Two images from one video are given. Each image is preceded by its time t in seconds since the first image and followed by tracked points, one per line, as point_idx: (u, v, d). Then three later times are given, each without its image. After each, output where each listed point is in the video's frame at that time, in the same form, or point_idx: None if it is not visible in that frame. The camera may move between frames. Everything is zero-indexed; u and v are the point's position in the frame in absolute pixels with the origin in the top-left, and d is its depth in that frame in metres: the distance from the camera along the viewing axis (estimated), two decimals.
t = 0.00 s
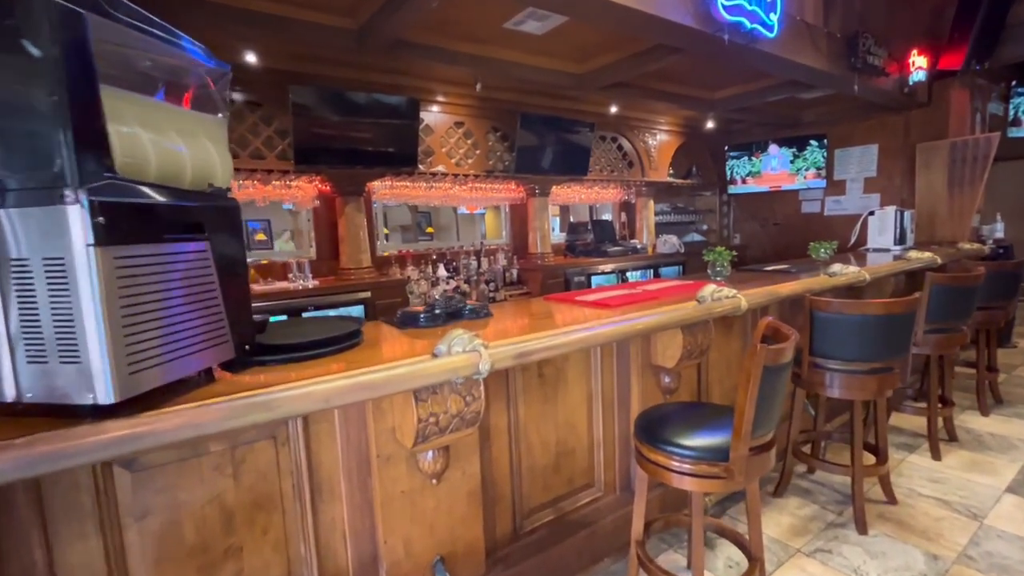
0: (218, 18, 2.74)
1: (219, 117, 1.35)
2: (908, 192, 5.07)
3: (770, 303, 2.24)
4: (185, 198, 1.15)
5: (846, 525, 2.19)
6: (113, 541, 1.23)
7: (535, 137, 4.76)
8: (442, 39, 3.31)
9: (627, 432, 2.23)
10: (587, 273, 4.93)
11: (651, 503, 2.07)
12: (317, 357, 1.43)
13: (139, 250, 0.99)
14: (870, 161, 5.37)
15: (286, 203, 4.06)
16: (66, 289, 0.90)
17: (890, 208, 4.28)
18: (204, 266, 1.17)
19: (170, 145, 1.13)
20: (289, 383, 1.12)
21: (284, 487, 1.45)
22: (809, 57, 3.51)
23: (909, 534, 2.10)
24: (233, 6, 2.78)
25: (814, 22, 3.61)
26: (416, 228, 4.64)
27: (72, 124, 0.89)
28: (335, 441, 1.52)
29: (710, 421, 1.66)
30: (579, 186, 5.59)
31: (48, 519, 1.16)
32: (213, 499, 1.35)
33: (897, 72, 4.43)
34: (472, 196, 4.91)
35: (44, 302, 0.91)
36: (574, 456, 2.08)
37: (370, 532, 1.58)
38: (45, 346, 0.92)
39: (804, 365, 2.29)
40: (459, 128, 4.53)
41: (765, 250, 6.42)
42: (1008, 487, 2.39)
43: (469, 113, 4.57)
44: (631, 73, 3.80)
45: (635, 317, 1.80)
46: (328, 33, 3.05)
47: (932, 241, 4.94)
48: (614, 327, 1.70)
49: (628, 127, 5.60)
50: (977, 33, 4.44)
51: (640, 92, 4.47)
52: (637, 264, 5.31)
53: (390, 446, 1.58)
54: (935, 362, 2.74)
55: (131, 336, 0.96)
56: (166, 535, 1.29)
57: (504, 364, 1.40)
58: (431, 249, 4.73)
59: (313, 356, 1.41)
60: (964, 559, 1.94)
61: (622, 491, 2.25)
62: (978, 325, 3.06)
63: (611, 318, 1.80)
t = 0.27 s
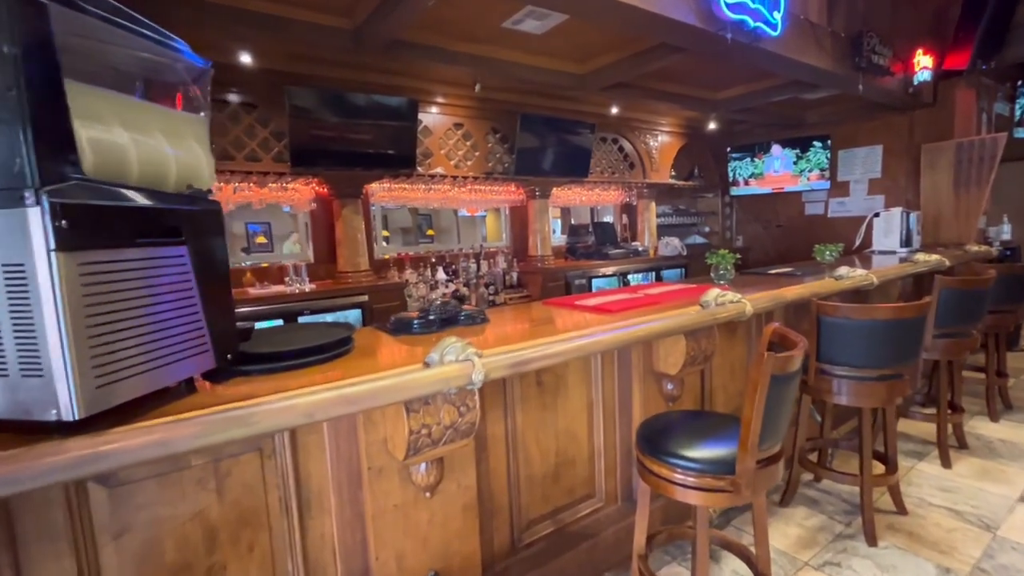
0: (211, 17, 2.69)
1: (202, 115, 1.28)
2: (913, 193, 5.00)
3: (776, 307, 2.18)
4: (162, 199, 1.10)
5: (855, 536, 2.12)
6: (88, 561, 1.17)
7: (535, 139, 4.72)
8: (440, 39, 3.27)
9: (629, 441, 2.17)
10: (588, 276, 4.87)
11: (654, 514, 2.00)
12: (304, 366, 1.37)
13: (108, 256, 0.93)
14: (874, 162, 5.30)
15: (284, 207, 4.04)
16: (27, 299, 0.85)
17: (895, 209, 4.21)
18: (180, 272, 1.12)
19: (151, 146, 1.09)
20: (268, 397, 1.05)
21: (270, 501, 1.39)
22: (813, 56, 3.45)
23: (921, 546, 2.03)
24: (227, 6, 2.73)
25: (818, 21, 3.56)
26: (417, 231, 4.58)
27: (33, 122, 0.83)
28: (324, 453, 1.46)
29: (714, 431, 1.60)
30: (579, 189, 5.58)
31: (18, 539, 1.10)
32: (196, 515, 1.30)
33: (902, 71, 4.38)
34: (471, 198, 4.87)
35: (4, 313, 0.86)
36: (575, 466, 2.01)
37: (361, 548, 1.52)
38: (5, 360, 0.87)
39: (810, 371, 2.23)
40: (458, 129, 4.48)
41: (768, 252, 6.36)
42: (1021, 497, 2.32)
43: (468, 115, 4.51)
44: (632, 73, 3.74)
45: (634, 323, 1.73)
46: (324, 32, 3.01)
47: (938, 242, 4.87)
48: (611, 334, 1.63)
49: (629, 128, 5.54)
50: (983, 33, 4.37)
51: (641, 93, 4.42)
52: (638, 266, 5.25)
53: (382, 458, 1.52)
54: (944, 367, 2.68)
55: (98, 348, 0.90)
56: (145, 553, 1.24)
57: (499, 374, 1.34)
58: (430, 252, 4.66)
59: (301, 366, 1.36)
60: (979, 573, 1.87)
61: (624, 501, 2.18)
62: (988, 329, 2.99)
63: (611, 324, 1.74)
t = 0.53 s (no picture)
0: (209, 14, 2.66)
1: (189, 111, 1.23)
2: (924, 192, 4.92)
3: (785, 309, 2.12)
4: (147, 198, 1.05)
5: (867, 545, 2.06)
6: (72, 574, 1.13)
7: (540, 138, 4.66)
8: (441, 36, 3.22)
9: (634, 447, 2.11)
10: (592, 277, 4.82)
11: (660, 522, 1.95)
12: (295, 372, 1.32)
13: (83, 257, 0.89)
14: (884, 160, 5.22)
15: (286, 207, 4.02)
16: None
17: (906, 208, 4.14)
18: (164, 274, 1.08)
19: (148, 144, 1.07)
20: (252, 405, 1.00)
21: (262, 510, 1.35)
22: (822, 52, 3.38)
23: (935, 556, 1.97)
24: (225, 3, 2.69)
25: (827, 16, 3.48)
26: (421, 231, 4.57)
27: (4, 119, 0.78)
28: (319, 460, 1.42)
29: (722, 437, 1.55)
30: (583, 188, 5.53)
31: None
32: (185, 525, 1.25)
33: (914, 67, 4.29)
34: (474, 197, 4.82)
35: None
36: (578, 472, 1.96)
37: (356, 558, 1.47)
38: None
39: (821, 375, 2.17)
40: (460, 128, 4.43)
41: (774, 252, 6.28)
42: None
43: (471, 113, 4.46)
44: (636, 70, 3.69)
45: (637, 326, 1.68)
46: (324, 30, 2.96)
47: (949, 242, 4.78)
48: (611, 337, 1.58)
49: (634, 127, 5.47)
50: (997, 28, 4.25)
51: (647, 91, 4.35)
52: (643, 266, 5.19)
53: (379, 466, 1.48)
54: (959, 370, 2.61)
55: (73, 355, 0.86)
56: (132, 565, 1.19)
57: (498, 380, 1.29)
58: (433, 252, 4.62)
59: (294, 371, 1.32)
60: None
61: (629, 508, 2.12)
62: (1003, 331, 2.91)
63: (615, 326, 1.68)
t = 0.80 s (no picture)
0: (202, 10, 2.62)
1: (170, 103, 1.20)
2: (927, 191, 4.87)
3: (787, 309, 2.08)
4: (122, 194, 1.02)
5: (870, 549, 2.02)
6: None
7: (540, 137, 4.63)
8: (439, 32, 3.18)
9: (632, 449, 2.07)
10: (593, 276, 4.78)
11: (659, 526, 1.91)
12: (281, 375, 1.29)
13: (50, 256, 0.86)
14: (887, 158, 5.18)
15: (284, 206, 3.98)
16: None
17: (909, 207, 4.09)
18: (142, 272, 1.05)
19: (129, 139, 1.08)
20: (232, 409, 0.97)
21: (249, 515, 1.31)
22: (825, 48, 3.34)
23: (940, 561, 1.93)
24: None
25: (830, 12, 3.44)
26: (421, 230, 4.52)
27: None
28: (308, 464, 1.38)
29: (722, 441, 1.51)
30: (583, 185, 5.46)
31: None
32: (168, 531, 1.22)
33: (917, 64, 4.24)
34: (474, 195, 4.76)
35: None
36: (575, 475, 1.92)
37: (347, 564, 1.43)
38: None
39: (823, 376, 2.14)
40: (459, 126, 4.38)
41: (776, 251, 6.24)
42: None
43: (470, 111, 4.40)
44: (636, 67, 3.64)
45: (633, 326, 1.63)
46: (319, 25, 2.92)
47: (953, 241, 4.73)
48: (607, 339, 1.53)
49: (635, 125, 5.43)
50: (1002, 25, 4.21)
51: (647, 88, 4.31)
52: (644, 265, 5.15)
53: (369, 469, 1.44)
54: (964, 371, 2.57)
55: (41, 355, 0.83)
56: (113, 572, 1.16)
57: (490, 383, 1.25)
58: (431, 251, 4.58)
59: (281, 373, 1.28)
60: None
61: (627, 511, 2.08)
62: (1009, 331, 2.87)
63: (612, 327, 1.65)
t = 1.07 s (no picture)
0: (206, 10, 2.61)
1: (163, 103, 1.18)
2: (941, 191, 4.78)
3: (795, 312, 2.03)
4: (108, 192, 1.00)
5: (881, 560, 1.96)
6: None
7: (546, 137, 4.60)
8: (443, 30, 3.16)
9: (636, 455, 2.02)
10: (598, 276, 4.73)
11: (662, 534, 1.86)
12: (274, 378, 1.27)
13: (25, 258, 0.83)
14: (899, 157, 5.09)
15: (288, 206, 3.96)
16: None
17: (922, 207, 4.01)
18: (128, 272, 1.02)
19: (115, 138, 1.05)
20: (217, 415, 0.94)
21: (241, 521, 1.29)
22: (836, 46, 3.28)
23: (954, 572, 1.87)
24: None
25: (841, 8, 3.37)
26: (429, 230, 4.54)
27: None
28: (301, 469, 1.36)
29: (727, 448, 1.47)
30: (589, 185, 5.41)
31: None
32: (158, 537, 1.20)
33: (931, 62, 4.12)
34: (479, 195, 4.71)
35: None
36: (576, 481, 1.88)
37: (341, 571, 1.40)
38: None
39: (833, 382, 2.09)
40: (464, 126, 4.35)
41: (785, 252, 6.15)
42: None
43: (475, 111, 4.37)
44: (643, 66, 3.60)
45: (634, 330, 1.59)
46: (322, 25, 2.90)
47: (967, 242, 4.64)
48: (606, 343, 1.48)
49: (642, 124, 5.37)
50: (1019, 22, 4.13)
51: (655, 87, 4.26)
52: (650, 266, 5.10)
53: (364, 475, 1.41)
54: (979, 376, 2.50)
55: (20, 359, 0.82)
56: None
57: (486, 389, 1.22)
58: (435, 252, 4.56)
59: (274, 376, 1.26)
60: None
61: (630, 518, 2.04)
62: None
63: (613, 330, 1.60)
